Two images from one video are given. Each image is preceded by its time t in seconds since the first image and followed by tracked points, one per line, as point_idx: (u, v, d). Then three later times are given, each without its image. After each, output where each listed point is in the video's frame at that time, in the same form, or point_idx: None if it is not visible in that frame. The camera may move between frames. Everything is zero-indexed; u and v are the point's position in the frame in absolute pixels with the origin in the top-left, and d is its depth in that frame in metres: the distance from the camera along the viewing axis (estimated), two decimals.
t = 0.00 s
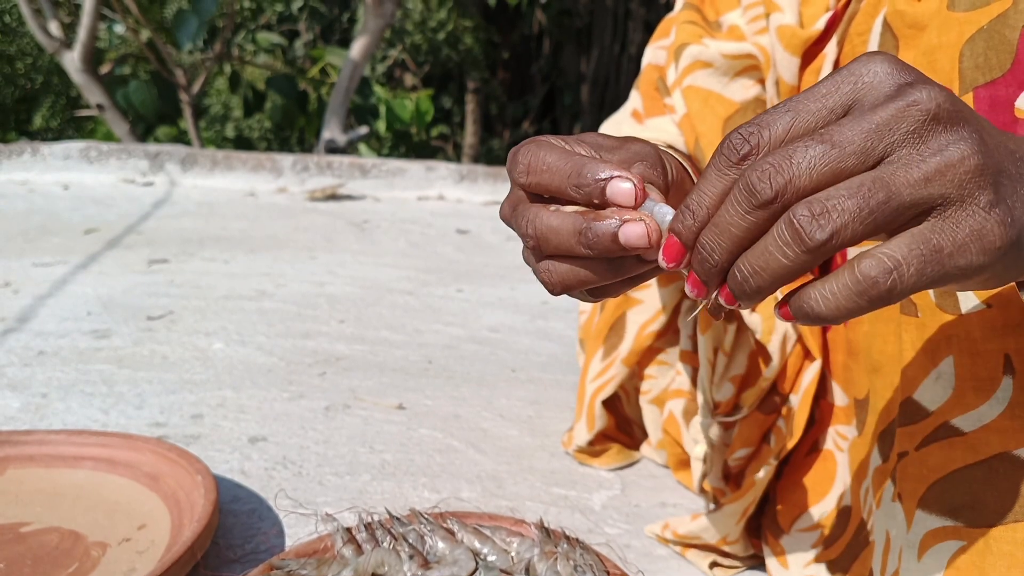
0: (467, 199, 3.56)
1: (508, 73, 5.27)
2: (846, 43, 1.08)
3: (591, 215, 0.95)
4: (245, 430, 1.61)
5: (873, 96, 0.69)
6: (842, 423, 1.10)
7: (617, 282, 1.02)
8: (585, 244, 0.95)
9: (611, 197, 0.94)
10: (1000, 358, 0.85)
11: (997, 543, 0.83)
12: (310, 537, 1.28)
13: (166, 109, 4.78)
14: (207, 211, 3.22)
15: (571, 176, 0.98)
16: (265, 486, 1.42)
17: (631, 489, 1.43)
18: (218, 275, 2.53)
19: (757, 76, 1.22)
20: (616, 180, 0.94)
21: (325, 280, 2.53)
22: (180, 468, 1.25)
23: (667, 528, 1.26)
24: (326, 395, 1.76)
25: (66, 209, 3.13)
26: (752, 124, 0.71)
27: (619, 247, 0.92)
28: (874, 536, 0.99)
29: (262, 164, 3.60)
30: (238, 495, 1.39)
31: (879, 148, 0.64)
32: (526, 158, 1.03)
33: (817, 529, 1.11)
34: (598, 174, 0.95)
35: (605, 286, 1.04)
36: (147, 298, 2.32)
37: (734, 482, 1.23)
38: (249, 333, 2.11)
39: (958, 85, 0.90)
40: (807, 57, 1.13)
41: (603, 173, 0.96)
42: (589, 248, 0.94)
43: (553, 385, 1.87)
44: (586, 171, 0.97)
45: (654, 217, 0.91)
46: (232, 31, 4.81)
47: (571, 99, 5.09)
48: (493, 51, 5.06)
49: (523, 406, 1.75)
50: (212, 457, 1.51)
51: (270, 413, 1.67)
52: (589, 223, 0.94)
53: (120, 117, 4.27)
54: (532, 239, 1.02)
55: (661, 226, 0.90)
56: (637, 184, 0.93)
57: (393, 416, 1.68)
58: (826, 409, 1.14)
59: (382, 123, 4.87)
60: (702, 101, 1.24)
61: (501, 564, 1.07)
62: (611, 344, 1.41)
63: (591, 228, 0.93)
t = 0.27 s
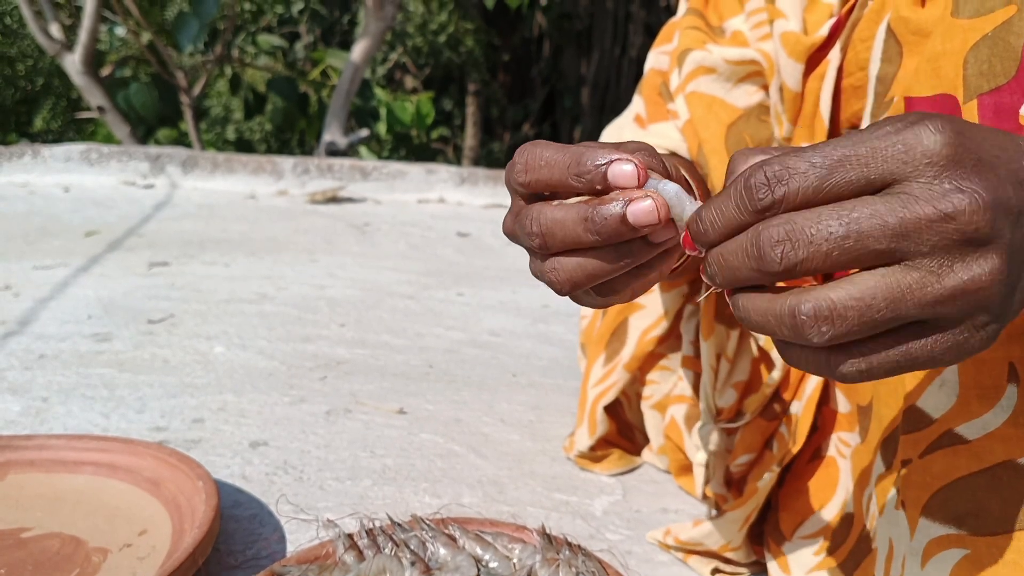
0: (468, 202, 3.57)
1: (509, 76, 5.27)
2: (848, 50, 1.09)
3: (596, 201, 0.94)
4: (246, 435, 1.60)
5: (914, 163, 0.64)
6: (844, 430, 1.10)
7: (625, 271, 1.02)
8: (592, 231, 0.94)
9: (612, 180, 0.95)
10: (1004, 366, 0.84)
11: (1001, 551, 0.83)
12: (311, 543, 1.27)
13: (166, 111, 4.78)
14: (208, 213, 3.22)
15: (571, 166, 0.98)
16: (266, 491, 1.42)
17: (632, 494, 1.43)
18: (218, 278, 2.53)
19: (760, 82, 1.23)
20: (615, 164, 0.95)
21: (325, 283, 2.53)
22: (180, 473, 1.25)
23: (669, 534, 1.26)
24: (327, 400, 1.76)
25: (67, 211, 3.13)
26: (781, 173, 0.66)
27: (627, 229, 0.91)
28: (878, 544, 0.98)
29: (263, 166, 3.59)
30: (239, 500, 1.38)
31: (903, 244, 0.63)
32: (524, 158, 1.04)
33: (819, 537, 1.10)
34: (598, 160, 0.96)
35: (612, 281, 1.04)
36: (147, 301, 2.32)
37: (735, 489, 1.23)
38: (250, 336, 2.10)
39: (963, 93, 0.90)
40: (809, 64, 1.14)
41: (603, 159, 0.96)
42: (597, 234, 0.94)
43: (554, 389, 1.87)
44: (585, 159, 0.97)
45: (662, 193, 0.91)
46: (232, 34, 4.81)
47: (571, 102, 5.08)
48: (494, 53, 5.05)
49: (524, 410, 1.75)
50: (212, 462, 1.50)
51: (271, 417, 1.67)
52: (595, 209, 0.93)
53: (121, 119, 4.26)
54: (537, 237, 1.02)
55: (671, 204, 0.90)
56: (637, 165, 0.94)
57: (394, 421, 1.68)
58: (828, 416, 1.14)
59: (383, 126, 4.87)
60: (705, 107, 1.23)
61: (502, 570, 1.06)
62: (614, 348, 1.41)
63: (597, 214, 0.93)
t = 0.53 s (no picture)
0: (469, 205, 3.56)
1: (510, 79, 5.20)
2: (859, 57, 1.09)
3: (586, 211, 0.96)
4: (248, 440, 1.60)
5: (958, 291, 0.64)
6: (855, 438, 1.11)
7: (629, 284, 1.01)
8: (584, 240, 0.95)
9: (602, 189, 0.95)
10: (1014, 375, 0.84)
11: (1011, 562, 0.83)
12: (314, 551, 1.27)
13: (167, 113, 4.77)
14: (209, 216, 3.21)
15: (563, 181, 0.99)
16: (269, 498, 1.41)
17: (637, 501, 1.42)
18: (220, 282, 2.52)
19: (773, 90, 1.23)
20: (604, 171, 0.96)
21: (327, 287, 2.53)
22: (183, 480, 1.25)
23: (675, 542, 1.25)
24: (330, 405, 1.76)
25: (68, 215, 3.13)
26: (832, 281, 0.64)
27: (617, 235, 0.92)
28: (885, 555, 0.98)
29: (264, 169, 3.59)
30: (242, 507, 1.38)
31: (914, 355, 0.67)
32: (522, 180, 1.05)
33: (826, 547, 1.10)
34: (587, 171, 0.97)
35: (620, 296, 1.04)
36: (149, 305, 2.31)
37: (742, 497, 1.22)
38: (252, 341, 2.10)
39: (973, 100, 0.90)
40: (821, 72, 1.14)
41: (592, 170, 0.97)
42: (588, 243, 0.95)
43: (557, 395, 1.86)
44: (575, 172, 0.98)
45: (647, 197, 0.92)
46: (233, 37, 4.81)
47: (571, 104, 5.05)
48: (494, 56, 5.04)
49: (527, 416, 1.74)
50: (215, 468, 1.50)
51: (273, 423, 1.67)
52: (584, 217, 0.95)
53: (122, 121, 4.25)
54: (541, 255, 1.03)
55: (655, 205, 0.91)
56: (624, 173, 0.95)
57: (396, 426, 1.67)
58: (839, 424, 1.14)
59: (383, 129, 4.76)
60: (717, 117, 1.25)
61: None
62: (620, 359, 1.42)
63: (586, 222, 0.94)
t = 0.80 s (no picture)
0: (468, 207, 3.55)
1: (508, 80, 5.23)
2: (867, 60, 1.08)
3: (573, 246, 0.95)
4: (247, 444, 1.58)
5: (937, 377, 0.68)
6: (863, 445, 1.08)
7: (624, 315, 0.99)
8: (572, 275, 0.94)
9: (590, 224, 0.95)
10: None
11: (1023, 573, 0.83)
12: (313, 558, 1.25)
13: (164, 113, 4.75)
14: (207, 217, 3.20)
15: (551, 216, 0.99)
16: (267, 503, 1.39)
17: (640, 506, 1.41)
18: (218, 283, 2.50)
19: (779, 94, 1.23)
20: (592, 205, 0.95)
21: (326, 289, 2.51)
22: (180, 485, 1.23)
23: (679, 548, 1.23)
24: (329, 408, 1.74)
25: (65, 215, 3.11)
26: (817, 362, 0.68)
27: (604, 269, 0.91)
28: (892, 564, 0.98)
29: (262, 170, 3.57)
30: (239, 512, 1.36)
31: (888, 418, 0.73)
32: (514, 215, 1.05)
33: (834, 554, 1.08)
34: (575, 206, 0.97)
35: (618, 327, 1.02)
36: (146, 307, 2.30)
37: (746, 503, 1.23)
38: (250, 343, 2.08)
39: (986, 102, 0.90)
40: (828, 75, 1.13)
41: (580, 205, 0.97)
42: (577, 278, 0.94)
43: (558, 398, 1.85)
44: (562, 206, 0.98)
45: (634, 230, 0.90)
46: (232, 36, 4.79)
47: (571, 105, 5.06)
48: (494, 57, 5.02)
49: (528, 420, 1.73)
50: (212, 472, 1.48)
51: (272, 426, 1.65)
52: (571, 253, 0.94)
53: (119, 121, 4.23)
54: (533, 290, 1.01)
55: (643, 238, 0.89)
56: (610, 205, 0.94)
57: (396, 430, 1.66)
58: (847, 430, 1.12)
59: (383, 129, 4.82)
60: (724, 121, 1.25)
61: None
62: (623, 365, 1.40)
63: (573, 257, 0.93)
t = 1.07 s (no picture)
0: (467, 207, 3.53)
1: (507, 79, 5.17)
2: (872, 59, 1.06)
3: (573, 257, 0.95)
4: (243, 448, 1.56)
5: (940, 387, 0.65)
6: (865, 451, 1.07)
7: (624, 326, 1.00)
8: (573, 289, 0.95)
9: (590, 235, 0.94)
10: None
11: None
12: (311, 565, 1.23)
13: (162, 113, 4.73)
14: (205, 218, 3.18)
15: (550, 226, 0.99)
16: (264, 507, 1.38)
17: (640, 511, 1.39)
18: (215, 285, 2.49)
19: (779, 94, 1.21)
20: (592, 215, 0.94)
21: (324, 290, 2.50)
22: (176, 491, 1.21)
23: (679, 556, 1.21)
24: (327, 411, 1.73)
25: (62, 216, 3.09)
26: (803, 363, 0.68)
27: (605, 283, 0.92)
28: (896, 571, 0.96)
29: (261, 170, 3.56)
30: (236, 517, 1.34)
31: (905, 437, 0.69)
32: (509, 222, 1.04)
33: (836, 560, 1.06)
34: (574, 216, 0.96)
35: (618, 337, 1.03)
36: (143, 308, 2.28)
37: (748, 510, 1.22)
38: (247, 345, 2.06)
39: (995, 104, 0.89)
40: (830, 75, 1.12)
41: (580, 215, 0.96)
42: (577, 292, 0.94)
43: (558, 401, 1.83)
44: (561, 216, 0.97)
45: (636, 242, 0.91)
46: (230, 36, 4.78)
47: (570, 105, 5.05)
48: (492, 57, 5.01)
49: (527, 423, 1.71)
50: (209, 477, 1.47)
51: (269, 429, 1.63)
52: (571, 266, 0.94)
53: (117, 122, 4.21)
54: (529, 300, 1.02)
55: (644, 252, 0.90)
56: (612, 216, 0.93)
57: (395, 433, 1.64)
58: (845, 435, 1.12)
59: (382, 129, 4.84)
60: (723, 121, 1.24)
61: None
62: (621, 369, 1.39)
63: (574, 270, 0.93)
